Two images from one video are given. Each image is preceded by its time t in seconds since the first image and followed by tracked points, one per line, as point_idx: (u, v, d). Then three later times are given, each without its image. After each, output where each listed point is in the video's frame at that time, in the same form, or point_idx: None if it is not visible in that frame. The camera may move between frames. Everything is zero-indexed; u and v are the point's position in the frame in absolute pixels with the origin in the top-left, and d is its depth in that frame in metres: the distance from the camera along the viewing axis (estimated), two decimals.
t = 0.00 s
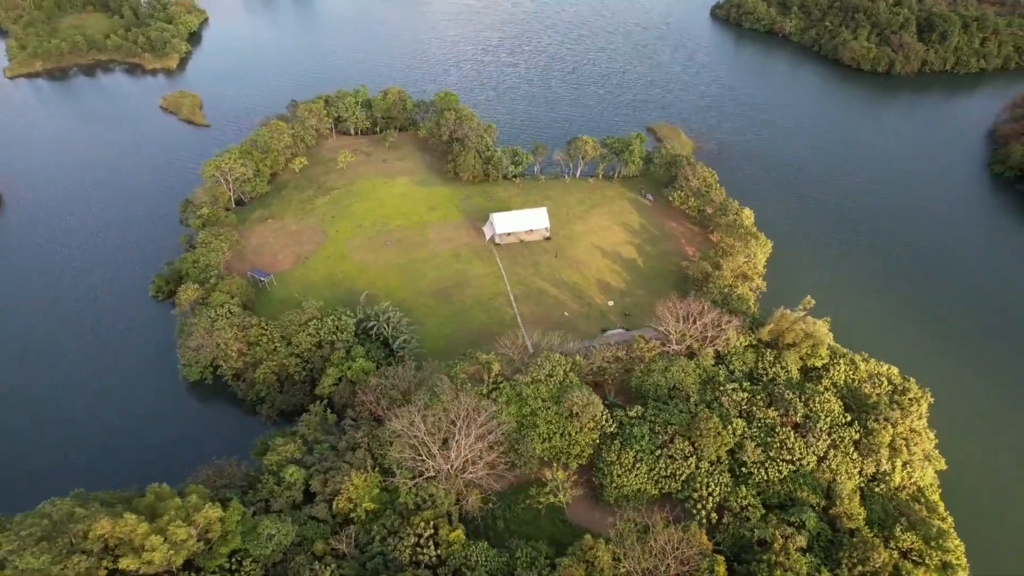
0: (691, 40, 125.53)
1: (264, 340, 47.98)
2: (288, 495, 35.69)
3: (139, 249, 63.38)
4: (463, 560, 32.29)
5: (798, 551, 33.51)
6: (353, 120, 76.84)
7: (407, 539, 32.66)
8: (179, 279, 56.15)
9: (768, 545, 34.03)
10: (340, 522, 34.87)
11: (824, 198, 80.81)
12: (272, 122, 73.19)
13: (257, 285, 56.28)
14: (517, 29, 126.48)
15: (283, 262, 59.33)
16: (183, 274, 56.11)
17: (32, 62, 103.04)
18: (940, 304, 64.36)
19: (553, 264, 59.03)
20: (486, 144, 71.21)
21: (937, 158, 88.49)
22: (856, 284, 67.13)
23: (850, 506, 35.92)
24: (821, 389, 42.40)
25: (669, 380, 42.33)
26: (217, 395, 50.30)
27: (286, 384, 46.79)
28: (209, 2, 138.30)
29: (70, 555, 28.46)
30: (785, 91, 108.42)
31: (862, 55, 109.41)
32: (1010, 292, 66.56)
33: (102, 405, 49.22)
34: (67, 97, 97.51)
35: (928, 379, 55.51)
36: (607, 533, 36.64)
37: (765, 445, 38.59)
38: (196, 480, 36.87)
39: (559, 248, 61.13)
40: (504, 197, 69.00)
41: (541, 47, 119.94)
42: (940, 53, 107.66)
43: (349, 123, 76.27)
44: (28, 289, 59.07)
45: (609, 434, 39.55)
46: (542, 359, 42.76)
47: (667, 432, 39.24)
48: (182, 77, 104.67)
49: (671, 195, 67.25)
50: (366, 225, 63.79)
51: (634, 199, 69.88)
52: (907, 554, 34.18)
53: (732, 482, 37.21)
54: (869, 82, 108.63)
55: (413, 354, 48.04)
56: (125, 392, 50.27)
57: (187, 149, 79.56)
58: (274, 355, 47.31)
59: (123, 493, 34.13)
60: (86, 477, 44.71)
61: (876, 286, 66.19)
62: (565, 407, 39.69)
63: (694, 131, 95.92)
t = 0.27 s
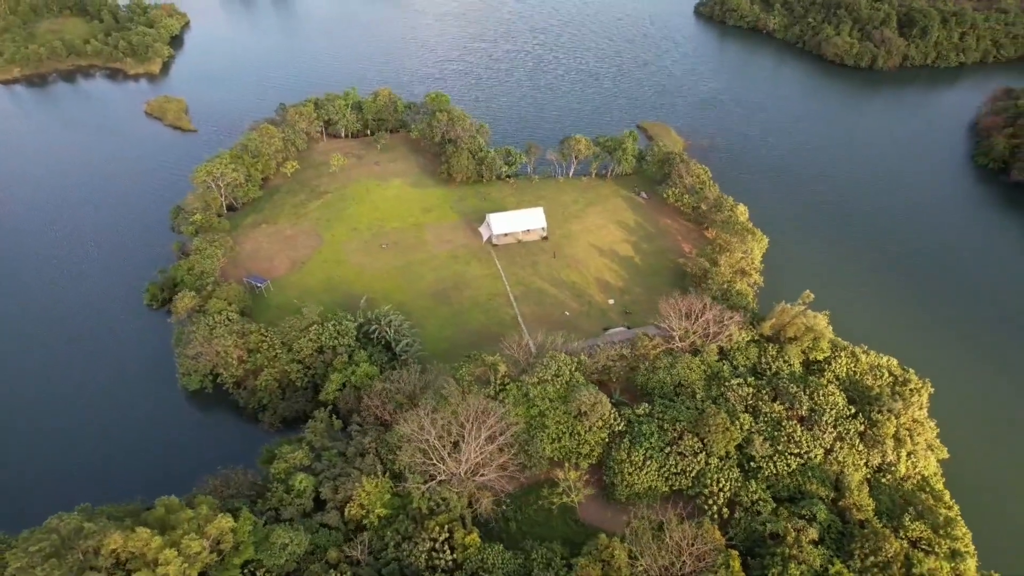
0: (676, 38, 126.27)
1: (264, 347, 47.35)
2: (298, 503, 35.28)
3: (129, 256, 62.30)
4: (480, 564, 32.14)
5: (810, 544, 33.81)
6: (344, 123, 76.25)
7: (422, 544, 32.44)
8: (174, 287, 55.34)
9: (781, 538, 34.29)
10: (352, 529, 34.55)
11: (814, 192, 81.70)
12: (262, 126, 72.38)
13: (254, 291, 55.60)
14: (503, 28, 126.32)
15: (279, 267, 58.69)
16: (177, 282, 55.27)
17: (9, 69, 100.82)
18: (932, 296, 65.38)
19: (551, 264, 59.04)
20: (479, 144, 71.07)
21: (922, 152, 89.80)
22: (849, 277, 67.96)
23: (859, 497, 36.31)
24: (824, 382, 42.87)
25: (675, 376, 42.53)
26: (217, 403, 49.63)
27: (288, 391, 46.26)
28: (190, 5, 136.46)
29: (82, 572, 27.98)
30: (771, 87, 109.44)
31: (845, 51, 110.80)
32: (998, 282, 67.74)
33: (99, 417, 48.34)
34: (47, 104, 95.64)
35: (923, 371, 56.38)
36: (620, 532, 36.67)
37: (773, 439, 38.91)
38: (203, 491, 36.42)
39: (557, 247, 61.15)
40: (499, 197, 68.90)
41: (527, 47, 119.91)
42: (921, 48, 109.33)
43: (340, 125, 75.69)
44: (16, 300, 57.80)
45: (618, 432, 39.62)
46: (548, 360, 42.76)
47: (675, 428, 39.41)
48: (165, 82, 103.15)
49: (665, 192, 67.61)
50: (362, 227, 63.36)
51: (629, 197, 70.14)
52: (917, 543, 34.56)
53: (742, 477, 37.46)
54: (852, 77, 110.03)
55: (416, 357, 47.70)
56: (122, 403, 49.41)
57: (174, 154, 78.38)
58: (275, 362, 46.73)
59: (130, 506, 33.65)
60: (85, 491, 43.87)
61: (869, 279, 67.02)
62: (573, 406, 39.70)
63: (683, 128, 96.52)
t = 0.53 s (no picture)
0: (666, 36, 126.74)
1: (268, 353, 46.83)
2: (312, 510, 34.98)
3: (125, 264, 61.44)
4: (499, 567, 32.02)
5: (825, 538, 34.00)
6: (339, 125, 75.73)
7: (440, 549, 32.23)
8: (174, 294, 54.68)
9: (796, 534, 34.47)
10: (368, 536, 34.30)
11: (809, 189, 82.35)
12: (257, 129, 71.72)
13: (255, 297, 55.06)
14: (493, 29, 126.07)
15: (279, 272, 58.16)
16: (176, 289, 54.57)
17: None
18: (928, 289, 66.14)
19: (553, 264, 59.00)
20: (476, 145, 70.94)
21: (913, 147, 90.80)
22: (846, 272, 68.57)
23: (871, 490, 36.59)
24: (831, 377, 43.19)
25: (683, 375, 42.66)
26: (221, 411, 49.05)
27: (294, 397, 45.82)
28: (175, 8, 134.91)
29: None
30: (762, 85, 110.19)
31: (833, 48, 111.78)
32: (992, 276, 68.65)
33: (101, 428, 47.63)
34: (33, 110, 94.09)
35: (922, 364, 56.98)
36: (635, 532, 36.71)
37: (784, 435, 39.14)
38: (214, 500, 36.04)
39: (558, 247, 61.12)
40: (497, 198, 68.77)
41: (519, 46, 119.80)
42: (908, 44, 110.53)
43: (335, 127, 75.21)
44: (10, 310, 56.77)
45: (629, 431, 39.67)
46: (557, 360, 42.76)
47: (686, 427, 39.51)
48: (154, 86, 101.89)
49: (663, 191, 67.88)
50: (361, 230, 62.95)
51: (626, 196, 70.29)
52: (929, 535, 34.88)
53: (755, 474, 37.64)
54: (841, 74, 111.06)
55: (422, 360, 47.41)
56: (124, 413, 48.72)
57: (166, 159, 77.42)
58: (280, 368, 46.26)
59: (141, 518, 33.32)
60: (89, 504, 43.17)
61: (866, 273, 67.70)
62: (585, 407, 39.70)
63: (676, 126, 96.95)
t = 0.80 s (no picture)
0: (658, 35, 127.08)
1: (275, 358, 46.34)
2: (327, 517, 34.66)
3: (123, 270, 60.57)
4: (519, 570, 31.87)
5: (841, 534, 34.17)
6: (336, 128, 75.20)
7: (459, 553, 32.04)
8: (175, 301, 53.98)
9: (812, 530, 34.60)
10: (385, 542, 34.06)
11: (805, 186, 82.84)
12: (253, 132, 71.07)
13: (258, 302, 54.48)
14: (486, 29, 125.75)
15: (281, 276, 57.66)
16: (177, 295, 53.88)
17: None
18: (927, 284, 66.77)
19: (556, 264, 58.92)
20: (476, 146, 70.72)
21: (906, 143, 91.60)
22: (846, 268, 69.05)
23: (884, 485, 36.82)
24: (839, 373, 43.44)
25: (694, 374, 42.73)
26: (226, 418, 48.44)
27: (302, 403, 45.40)
28: (163, 11, 133.46)
29: None
30: (755, 82, 110.74)
31: (825, 45, 112.62)
32: (989, 270, 69.39)
33: (104, 438, 46.85)
34: (21, 115, 92.67)
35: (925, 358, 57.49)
36: (651, 532, 36.69)
37: (796, 432, 39.30)
38: (227, 510, 35.58)
39: (561, 247, 61.03)
40: (498, 199, 68.59)
41: (512, 46, 119.61)
42: (898, 40, 111.52)
43: (332, 129, 74.70)
44: (6, 319, 55.73)
45: (643, 431, 39.66)
46: (568, 361, 42.73)
47: (699, 425, 39.55)
48: (144, 90, 100.73)
49: (663, 189, 68.02)
50: (362, 233, 62.55)
51: (627, 195, 70.40)
52: (943, 529, 35.13)
53: (769, 471, 37.76)
54: (833, 71, 111.90)
55: (430, 363, 47.17)
56: (127, 422, 47.98)
57: (161, 163, 76.49)
58: (287, 374, 45.77)
59: (153, 530, 33.05)
60: (95, 515, 42.42)
61: (865, 269, 68.24)
62: (597, 408, 39.69)
63: (672, 125, 97.21)
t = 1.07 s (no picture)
0: (652, 34, 127.38)
1: (282, 364, 45.92)
2: (344, 524, 34.44)
3: (122, 277, 59.78)
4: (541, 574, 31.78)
5: (858, 530, 34.31)
6: (334, 130, 74.68)
7: (480, 558, 31.86)
8: (177, 308, 53.38)
9: (829, 527, 34.73)
10: (403, 547, 33.86)
11: (803, 183, 83.33)
12: (251, 136, 70.46)
13: (261, 307, 54.02)
14: (480, 29, 125.46)
15: (284, 281, 57.17)
16: (179, 301, 53.29)
17: None
18: (926, 280, 67.46)
19: (561, 265, 58.85)
20: (476, 147, 70.53)
21: (901, 139, 92.39)
22: (846, 264, 69.46)
23: (898, 480, 37.00)
24: (848, 369, 43.66)
25: (704, 373, 42.82)
26: (232, 426, 47.95)
27: (311, 409, 45.11)
28: (153, 14, 132.13)
29: None
30: (749, 80, 111.27)
31: (817, 43, 113.46)
32: (986, 265, 70.13)
33: (109, 448, 46.16)
34: (11, 121, 91.40)
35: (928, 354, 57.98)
36: (667, 532, 36.71)
37: (808, 429, 39.46)
38: (241, 519, 35.23)
39: (564, 248, 60.99)
40: (499, 200, 68.45)
41: (506, 46, 119.42)
42: (890, 37, 112.44)
43: (331, 132, 74.19)
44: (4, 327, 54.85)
45: (656, 431, 39.67)
46: (579, 362, 42.68)
47: (713, 424, 39.59)
48: (136, 94, 99.66)
49: (664, 188, 68.23)
50: (365, 236, 62.17)
51: (627, 194, 70.49)
52: (958, 523, 35.36)
53: (783, 468, 37.88)
54: (826, 68, 112.67)
55: (439, 367, 46.99)
56: (132, 431, 47.33)
57: (156, 168, 75.61)
58: (295, 380, 45.37)
59: (167, 541, 32.57)
60: (103, 526, 41.75)
61: (865, 266, 68.75)
62: (610, 408, 39.67)
63: (668, 124, 97.47)
